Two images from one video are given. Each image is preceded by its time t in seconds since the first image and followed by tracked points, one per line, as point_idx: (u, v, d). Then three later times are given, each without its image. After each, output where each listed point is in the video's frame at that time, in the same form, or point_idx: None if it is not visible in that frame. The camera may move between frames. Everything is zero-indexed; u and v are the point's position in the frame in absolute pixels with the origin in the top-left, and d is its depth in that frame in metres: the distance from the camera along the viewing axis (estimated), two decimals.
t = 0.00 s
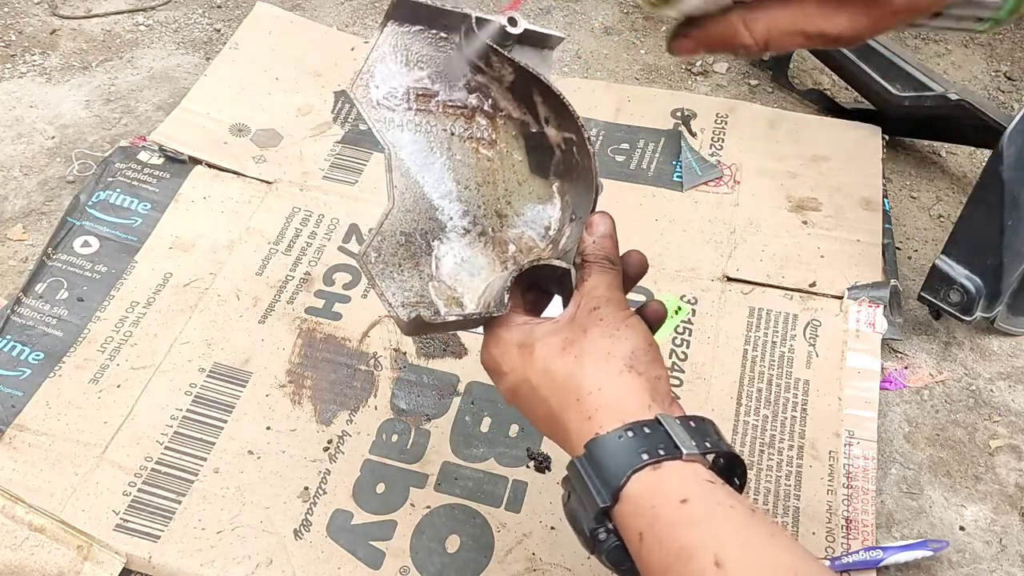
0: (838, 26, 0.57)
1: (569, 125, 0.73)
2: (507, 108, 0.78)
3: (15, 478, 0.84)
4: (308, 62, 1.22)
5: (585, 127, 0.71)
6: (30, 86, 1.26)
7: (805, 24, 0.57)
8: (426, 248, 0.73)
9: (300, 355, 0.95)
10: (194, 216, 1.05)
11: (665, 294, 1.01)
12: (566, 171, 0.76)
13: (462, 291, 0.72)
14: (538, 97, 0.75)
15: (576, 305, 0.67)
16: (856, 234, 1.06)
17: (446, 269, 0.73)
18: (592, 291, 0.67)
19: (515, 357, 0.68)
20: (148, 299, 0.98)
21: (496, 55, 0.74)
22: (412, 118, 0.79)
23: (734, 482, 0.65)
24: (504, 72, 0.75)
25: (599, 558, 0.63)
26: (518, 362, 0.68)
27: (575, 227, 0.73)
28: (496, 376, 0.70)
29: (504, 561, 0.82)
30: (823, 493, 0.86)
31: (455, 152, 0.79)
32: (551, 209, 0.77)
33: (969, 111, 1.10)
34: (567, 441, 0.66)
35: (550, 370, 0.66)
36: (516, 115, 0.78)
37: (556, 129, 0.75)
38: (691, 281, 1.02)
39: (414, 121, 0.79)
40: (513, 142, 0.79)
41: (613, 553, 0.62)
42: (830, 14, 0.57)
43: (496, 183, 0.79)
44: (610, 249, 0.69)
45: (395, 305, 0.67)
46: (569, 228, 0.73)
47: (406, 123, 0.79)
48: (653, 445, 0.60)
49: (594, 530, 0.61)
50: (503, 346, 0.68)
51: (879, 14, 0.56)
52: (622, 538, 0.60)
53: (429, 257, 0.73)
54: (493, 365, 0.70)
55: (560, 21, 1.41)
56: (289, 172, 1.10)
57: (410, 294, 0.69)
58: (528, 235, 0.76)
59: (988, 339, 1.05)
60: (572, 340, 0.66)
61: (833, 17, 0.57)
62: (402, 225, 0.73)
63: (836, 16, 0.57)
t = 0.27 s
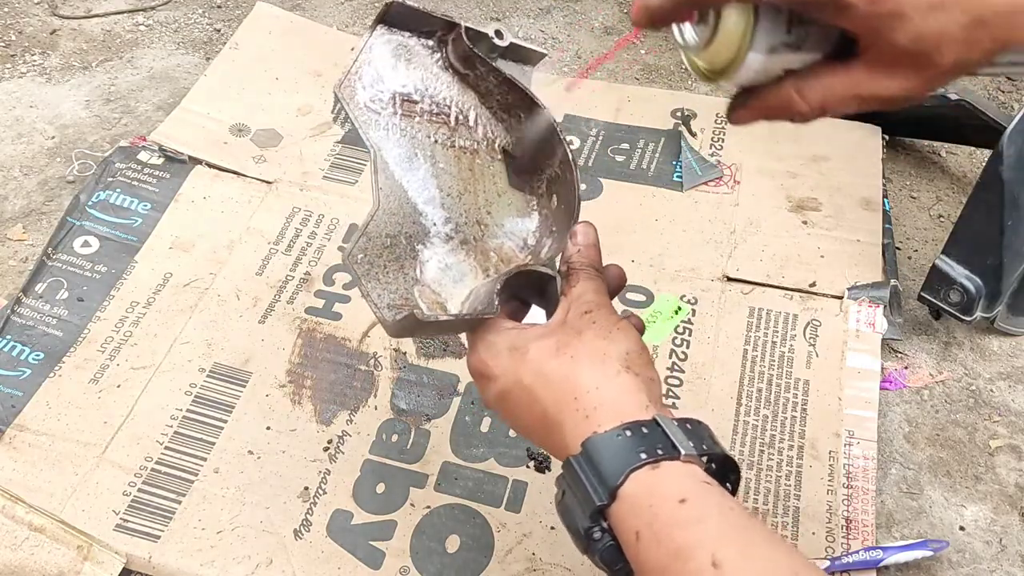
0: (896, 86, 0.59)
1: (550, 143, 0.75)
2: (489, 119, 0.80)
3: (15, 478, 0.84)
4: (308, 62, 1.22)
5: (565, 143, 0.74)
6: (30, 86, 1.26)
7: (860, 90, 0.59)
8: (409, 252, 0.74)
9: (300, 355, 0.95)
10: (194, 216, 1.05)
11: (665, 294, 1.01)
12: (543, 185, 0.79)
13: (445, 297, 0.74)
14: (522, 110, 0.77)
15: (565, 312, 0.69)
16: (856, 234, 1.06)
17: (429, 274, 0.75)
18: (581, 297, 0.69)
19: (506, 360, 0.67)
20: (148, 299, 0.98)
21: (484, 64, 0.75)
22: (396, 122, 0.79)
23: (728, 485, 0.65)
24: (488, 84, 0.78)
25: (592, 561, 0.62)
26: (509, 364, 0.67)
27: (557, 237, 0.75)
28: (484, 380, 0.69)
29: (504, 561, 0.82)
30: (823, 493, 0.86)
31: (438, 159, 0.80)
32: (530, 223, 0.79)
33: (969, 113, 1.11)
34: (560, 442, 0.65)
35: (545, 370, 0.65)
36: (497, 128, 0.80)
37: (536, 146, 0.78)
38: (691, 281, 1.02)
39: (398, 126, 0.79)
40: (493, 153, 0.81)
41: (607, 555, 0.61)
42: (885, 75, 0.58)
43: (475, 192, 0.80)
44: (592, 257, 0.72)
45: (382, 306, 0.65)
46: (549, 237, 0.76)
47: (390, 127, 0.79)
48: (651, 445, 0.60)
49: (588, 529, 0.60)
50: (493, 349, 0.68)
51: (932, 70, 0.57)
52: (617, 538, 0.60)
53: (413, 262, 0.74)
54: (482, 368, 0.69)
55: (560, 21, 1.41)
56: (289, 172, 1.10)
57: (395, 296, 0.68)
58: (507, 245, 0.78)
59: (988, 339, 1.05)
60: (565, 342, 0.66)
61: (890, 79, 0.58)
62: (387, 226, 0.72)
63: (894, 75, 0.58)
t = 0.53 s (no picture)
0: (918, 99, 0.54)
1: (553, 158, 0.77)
2: (497, 124, 0.80)
3: (15, 478, 0.84)
4: (308, 62, 1.22)
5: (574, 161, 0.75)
6: (30, 86, 1.26)
7: (881, 108, 0.54)
8: (416, 247, 0.75)
9: (300, 355, 0.95)
10: (194, 216, 1.05)
11: (665, 294, 1.01)
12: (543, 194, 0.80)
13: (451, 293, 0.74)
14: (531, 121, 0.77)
15: (574, 316, 0.70)
16: (857, 234, 1.06)
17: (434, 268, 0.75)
18: (589, 302, 0.71)
19: (518, 358, 0.67)
20: (148, 299, 0.98)
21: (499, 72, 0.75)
22: (407, 119, 0.79)
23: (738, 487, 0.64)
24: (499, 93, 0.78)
25: (601, 557, 0.62)
26: (522, 363, 0.67)
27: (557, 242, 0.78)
28: (493, 381, 0.69)
29: (504, 561, 0.82)
30: (823, 493, 0.86)
31: (445, 158, 0.80)
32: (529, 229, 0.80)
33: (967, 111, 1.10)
34: (572, 442, 0.65)
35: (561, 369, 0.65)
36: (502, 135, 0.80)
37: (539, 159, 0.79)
38: (691, 281, 1.02)
39: (409, 122, 0.79)
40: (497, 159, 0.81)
41: (617, 551, 0.61)
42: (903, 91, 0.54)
43: (478, 194, 0.81)
44: (596, 264, 0.74)
45: (392, 295, 0.67)
46: (548, 244, 0.79)
47: (401, 124, 0.78)
48: (668, 445, 0.60)
49: (600, 525, 0.60)
50: (505, 346, 0.68)
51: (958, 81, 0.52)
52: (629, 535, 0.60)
53: (418, 257, 0.74)
54: (491, 368, 0.68)
55: (560, 21, 1.41)
56: (289, 172, 1.10)
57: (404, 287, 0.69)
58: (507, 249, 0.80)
59: (988, 339, 1.05)
60: (579, 341, 0.67)
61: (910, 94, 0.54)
62: (397, 220, 0.73)
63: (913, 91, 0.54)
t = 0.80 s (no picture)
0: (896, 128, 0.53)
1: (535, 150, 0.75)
2: (480, 123, 0.77)
3: (15, 478, 0.84)
4: (308, 62, 1.22)
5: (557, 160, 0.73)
6: (30, 86, 1.26)
7: (857, 142, 0.53)
8: (402, 254, 0.73)
9: (300, 355, 0.95)
10: (193, 216, 1.05)
11: (665, 294, 1.01)
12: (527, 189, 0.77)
13: (438, 301, 0.73)
14: (514, 117, 0.74)
15: (562, 320, 0.69)
16: (857, 234, 1.05)
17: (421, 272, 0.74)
18: (576, 307, 0.70)
19: (506, 365, 0.67)
20: (148, 299, 0.98)
21: (478, 68, 0.73)
22: (388, 121, 0.76)
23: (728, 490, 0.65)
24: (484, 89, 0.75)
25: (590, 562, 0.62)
26: (509, 370, 0.66)
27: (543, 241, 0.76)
28: (482, 388, 0.68)
29: (504, 561, 0.82)
30: (823, 493, 0.86)
31: (429, 159, 0.77)
32: (515, 225, 0.77)
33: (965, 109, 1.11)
34: (561, 449, 0.64)
35: (549, 376, 0.65)
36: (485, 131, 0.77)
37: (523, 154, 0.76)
38: (691, 281, 1.02)
39: (390, 124, 0.76)
40: (481, 157, 0.77)
41: (608, 557, 0.61)
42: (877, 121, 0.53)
43: (464, 195, 0.78)
44: (582, 266, 0.73)
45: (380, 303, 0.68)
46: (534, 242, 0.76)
47: (381, 126, 0.75)
48: (657, 451, 0.60)
49: (590, 532, 0.60)
50: (493, 353, 0.67)
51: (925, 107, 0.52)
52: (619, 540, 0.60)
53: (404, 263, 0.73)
54: (480, 375, 0.68)
55: (560, 21, 1.41)
56: (289, 172, 1.10)
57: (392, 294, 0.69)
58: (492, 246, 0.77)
59: (988, 339, 1.05)
60: (566, 348, 0.66)
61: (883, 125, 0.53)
62: (381, 227, 0.71)
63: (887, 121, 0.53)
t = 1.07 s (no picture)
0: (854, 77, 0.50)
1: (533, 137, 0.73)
2: (476, 109, 0.76)
3: (15, 478, 0.84)
4: (308, 62, 1.22)
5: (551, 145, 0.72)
6: (30, 86, 1.26)
7: (815, 90, 0.51)
8: (400, 248, 0.72)
9: (300, 355, 0.95)
10: (193, 216, 1.05)
11: (665, 294, 1.01)
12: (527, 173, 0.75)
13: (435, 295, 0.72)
14: (509, 102, 0.73)
15: (561, 310, 0.69)
16: (856, 234, 1.06)
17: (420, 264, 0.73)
18: (576, 296, 0.70)
19: (505, 358, 0.67)
20: (148, 299, 0.98)
21: (473, 55, 0.72)
22: (382, 111, 0.75)
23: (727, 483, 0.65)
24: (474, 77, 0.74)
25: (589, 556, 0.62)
26: (508, 363, 0.67)
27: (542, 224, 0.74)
28: (481, 381, 0.68)
29: (504, 561, 0.82)
30: (823, 493, 0.86)
31: (425, 149, 0.76)
32: (513, 210, 0.76)
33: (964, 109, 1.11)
34: (560, 441, 0.65)
35: (548, 369, 0.65)
36: (482, 115, 0.76)
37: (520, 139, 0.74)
38: (691, 281, 1.02)
39: (385, 114, 0.75)
40: (479, 143, 0.76)
41: (607, 552, 0.61)
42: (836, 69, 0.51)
43: (460, 184, 0.77)
44: (580, 255, 0.74)
45: (376, 299, 0.65)
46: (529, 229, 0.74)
47: (376, 117, 0.74)
48: (656, 443, 0.60)
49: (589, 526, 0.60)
50: (493, 345, 0.67)
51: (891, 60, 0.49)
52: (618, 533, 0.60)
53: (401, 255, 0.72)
54: (480, 368, 0.68)
55: (560, 21, 1.41)
56: (289, 172, 1.10)
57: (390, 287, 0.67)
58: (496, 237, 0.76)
59: (988, 339, 1.05)
60: (566, 340, 0.67)
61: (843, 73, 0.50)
62: (377, 220, 0.70)
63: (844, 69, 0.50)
